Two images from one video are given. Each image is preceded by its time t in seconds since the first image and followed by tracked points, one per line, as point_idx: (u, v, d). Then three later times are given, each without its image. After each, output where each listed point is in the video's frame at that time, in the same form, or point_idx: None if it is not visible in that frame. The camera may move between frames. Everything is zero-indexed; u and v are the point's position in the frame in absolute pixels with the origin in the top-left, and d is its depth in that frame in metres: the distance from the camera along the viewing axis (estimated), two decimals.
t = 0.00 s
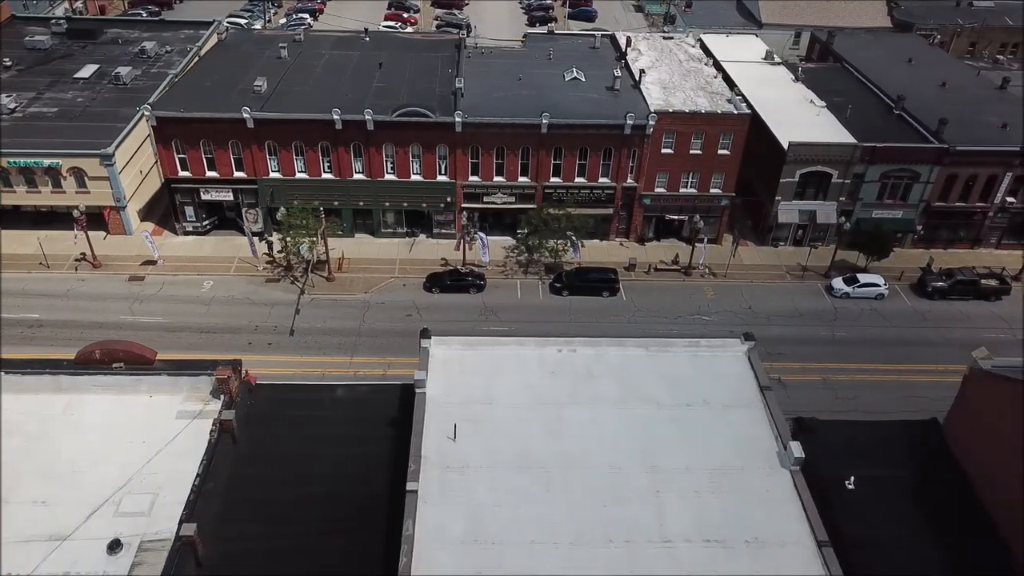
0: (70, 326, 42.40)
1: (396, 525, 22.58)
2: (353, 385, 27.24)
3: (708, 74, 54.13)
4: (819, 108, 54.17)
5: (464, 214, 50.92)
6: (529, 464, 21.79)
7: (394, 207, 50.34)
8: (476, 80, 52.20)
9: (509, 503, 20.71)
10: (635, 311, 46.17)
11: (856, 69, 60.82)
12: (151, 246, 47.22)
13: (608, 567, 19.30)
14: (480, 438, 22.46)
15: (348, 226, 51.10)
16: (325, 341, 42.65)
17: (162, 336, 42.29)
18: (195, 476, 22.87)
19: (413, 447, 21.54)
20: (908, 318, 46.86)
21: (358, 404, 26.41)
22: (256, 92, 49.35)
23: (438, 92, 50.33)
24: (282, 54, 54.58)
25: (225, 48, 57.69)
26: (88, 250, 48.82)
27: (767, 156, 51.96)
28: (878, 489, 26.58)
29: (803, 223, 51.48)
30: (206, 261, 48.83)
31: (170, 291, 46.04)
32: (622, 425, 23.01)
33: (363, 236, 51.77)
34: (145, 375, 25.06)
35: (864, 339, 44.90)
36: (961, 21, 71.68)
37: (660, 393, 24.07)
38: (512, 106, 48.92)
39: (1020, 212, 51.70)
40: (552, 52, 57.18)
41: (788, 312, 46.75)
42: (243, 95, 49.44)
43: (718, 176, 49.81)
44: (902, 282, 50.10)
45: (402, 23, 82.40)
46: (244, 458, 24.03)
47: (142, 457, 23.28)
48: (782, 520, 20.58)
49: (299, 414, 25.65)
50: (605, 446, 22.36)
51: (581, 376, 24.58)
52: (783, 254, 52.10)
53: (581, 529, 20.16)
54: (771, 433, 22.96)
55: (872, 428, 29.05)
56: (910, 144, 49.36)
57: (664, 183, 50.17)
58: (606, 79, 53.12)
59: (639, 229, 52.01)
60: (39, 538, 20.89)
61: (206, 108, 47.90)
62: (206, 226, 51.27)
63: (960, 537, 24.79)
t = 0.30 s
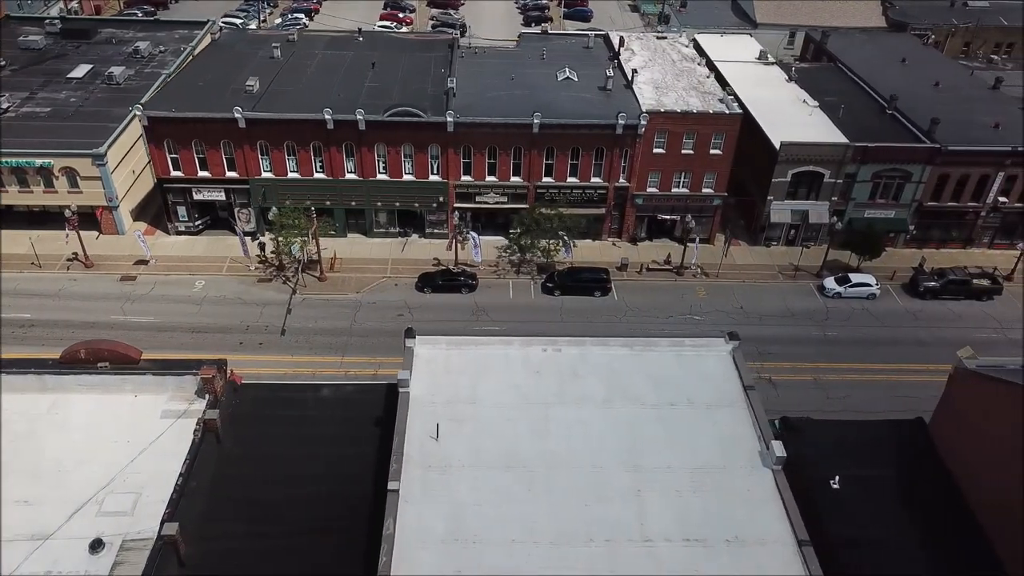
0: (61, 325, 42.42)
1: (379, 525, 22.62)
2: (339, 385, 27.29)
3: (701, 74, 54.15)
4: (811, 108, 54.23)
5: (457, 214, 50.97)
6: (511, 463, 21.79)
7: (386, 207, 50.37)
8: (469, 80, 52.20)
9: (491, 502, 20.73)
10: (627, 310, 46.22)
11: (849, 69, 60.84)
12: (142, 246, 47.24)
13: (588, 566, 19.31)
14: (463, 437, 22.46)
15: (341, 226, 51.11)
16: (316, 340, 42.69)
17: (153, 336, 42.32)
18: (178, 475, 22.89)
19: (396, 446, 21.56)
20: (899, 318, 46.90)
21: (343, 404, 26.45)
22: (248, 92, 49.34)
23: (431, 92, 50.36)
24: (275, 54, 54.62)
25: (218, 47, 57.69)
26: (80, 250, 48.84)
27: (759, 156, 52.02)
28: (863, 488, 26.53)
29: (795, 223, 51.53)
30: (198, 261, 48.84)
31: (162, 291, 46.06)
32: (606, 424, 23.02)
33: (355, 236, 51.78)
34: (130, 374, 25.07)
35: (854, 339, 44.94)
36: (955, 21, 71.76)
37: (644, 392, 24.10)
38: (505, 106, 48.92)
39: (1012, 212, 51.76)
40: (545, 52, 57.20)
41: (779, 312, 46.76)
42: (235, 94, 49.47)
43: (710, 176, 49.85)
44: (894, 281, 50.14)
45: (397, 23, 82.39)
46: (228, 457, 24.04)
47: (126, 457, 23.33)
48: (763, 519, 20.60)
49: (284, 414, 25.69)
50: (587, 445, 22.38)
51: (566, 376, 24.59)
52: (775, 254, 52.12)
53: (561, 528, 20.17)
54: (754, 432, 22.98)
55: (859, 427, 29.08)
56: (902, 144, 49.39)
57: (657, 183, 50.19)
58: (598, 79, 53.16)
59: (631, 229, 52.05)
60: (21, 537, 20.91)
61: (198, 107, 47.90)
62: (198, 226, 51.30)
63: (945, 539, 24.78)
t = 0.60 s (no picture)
0: (52, 325, 42.41)
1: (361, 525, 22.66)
2: (324, 385, 27.34)
3: (693, 74, 54.19)
4: (804, 108, 54.28)
5: (449, 214, 51.01)
6: (494, 463, 21.82)
7: (379, 207, 50.40)
8: (461, 80, 52.20)
9: (472, 502, 20.75)
10: (618, 310, 46.23)
11: (843, 69, 60.86)
12: (134, 246, 47.24)
13: (568, 565, 19.34)
14: (446, 436, 22.49)
15: (333, 225, 51.13)
16: (307, 340, 42.69)
17: (145, 336, 42.32)
18: (162, 474, 22.93)
19: (378, 445, 21.60)
20: (891, 317, 46.93)
21: (328, 404, 26.50)
22: (240, 92, 49.38)
23: (423, 91, 50.38)
24: (268, 54, 54.64)
25: (211, 47, 57.67)
26: (72, 250, 48.81)
27: (751, 156, 52.09)
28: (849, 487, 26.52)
29: (787, 222, 51.56)
30: (190, 261, 48.84)
31: (154, 291, 46.06)
32: (589, 424, 23.06)
33: (348, 235, 51.79)
34: (116, 373, 25.08)
35: (845, 339, 44.97)
36: (950, 21, 71.78)
37: (627, 391, 24.15)
38: (497, 106, 48.94)
39: (1004, 212, 51.81)
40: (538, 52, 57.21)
41: (771, 312, 46.76)
42: (227, 94, 49.49)
43: (702, 175, 49.89)
44: (886, 281, 50.17)
45: (393, 23, 82.39)
46: (212, 457, 24.06)
47: (110, 456, 23.37)
48: (743, 518, 20.64)
49: (269, 413, 25.73)
50: (570, 444, 22.42)
51: (550, 375, 24.62)
52: (767, 253, 52.15)
53: (542, 527, 20.20)
54: (736, 431, 23.02)
55: (845, 426, 29.11)
56: (894, 144, 49.44)
57: (649, 183, 50.25)
58: (591, 78, 53.19)
59: (623, 229, 52.09)
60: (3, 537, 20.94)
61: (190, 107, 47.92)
62: (191, 226, 51.33)
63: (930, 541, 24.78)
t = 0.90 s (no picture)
0: (44, 324, 42.43)
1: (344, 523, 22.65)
2: (310, 384, 27.35)
3: (686, 73, 54.24)
4: (796, 108, 54.37)
5: (441, 213, 51.04)
6: (475, 461, 21.87)
7: (371, 207, 50.43)
8: (453, 79, 52.25)
9: (453, 500, 20.81)
10: (609, 309, 46.30)
11: (836, 69, 60.90)
12: (126, 246, 47.26)
13: (548, 563, 19.40)
14: (429, 435, 22.51)
15: (325, 225, 51.17)
16: (298, 340, 42.72)
17: (136, 335, 42.37)
18: (145, 473, 22.98)
19: (360, 444, 21.65)
20: (882, 317, 46.98)
21: (313, 403, 26.49)
22: (232, 92, 49.43)
23: (415, 91, 50.43)
24: (261, 54, 54.68)
25: (205, 47, 57.70)
26: (64, 250, 48.83)
27: (743, 155, 52.16)
28: (834, 486, 26.53)
29: (779, 222, 51.62)
30: (182, 261, 48.85)
31: (145, 290, 46.09)
32: (572, 423, 23.09)
33: (340, 235, 51.80)
34: (101, 372, 25.27)
35: (836, 338, 45.03)
36: (944, 21, 71.82)
37: (610, 390, 24.19)
38: (488, 106, 48.98)
39: (996, 212, 51.89)
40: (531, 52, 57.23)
41: (762, 312, 46.81)
42: (219, 94, 49.54)
43: (694, 175, 49.95)
44: (877, 281, 50.23)
45: (388, 23, 82.41)
46: (197, 456, 24.09)
47: (94, 455, 23.43)
48: (724, 517, 20.69)
49: (253, 412, 25.73)
50: (552, 443, 22.48)
51: (534, 374, 24.66)
52: (759, 253, 52.20)
53: (523, 526, 20.25)
54: (719, 430, 23.06)
55: (831, 425, 29.09)
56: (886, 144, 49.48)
57: (640, 182, 50.32)
58: (583, 78, 53.24)
59: (615, 228, 52.16)
60: None
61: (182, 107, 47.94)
62: (183, 226, 51.39)
63: (912, 538, 24.85)
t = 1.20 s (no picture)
0: (35, 323, 42.44)
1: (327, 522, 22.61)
2: (296, 382, 27.38)
3: (678, 73, 54.28)
4: (789, 107, 54.43)
5: (433, 213, 51.07)
6: (458, 459, 21.89)
7: (363, 206, 50.46)
8: (446, 79, 52.31)
9: (435, 498, 20.81)
10: (601, 309, 46.36)
11: (829, 68, 60.98)
12: (118, 245, 47.30)
13: (528, 561, 19.42)
14: (412, 434, 22.53)
15: (317, 224, 51.21)
16: (289, 339, 42.76)
17: (127, 335, 42.41)
18: (129, 472, 23.02)
19: (342, 443, 21.66)
20: (873, 316, 47.05)
21: (298, 401, 26.50)
22: (224, 91, 49.46)
23: (407, 91, 50.46)
24: (254, 53, 54.72)
25: (198, 46, 57.75)
26: (56, 250, 48.85)
27: (735, 155, 52.24)
28: (819, 485, 26.49)
29: (771, 221, 51.68)
30: (175, 261, 48.88)
31: (137, 290, 46.13)
32: (555, 421, 23.11)
33: (332, 234, 51.86)
34: (86, 372, 25.24)
35: (827, 337, 45.09)
36: (938, 20, 71.86)
37: (594, 389, 24.22)
38: (480, 106, 49.03)
39: (988, 212, 51.96)
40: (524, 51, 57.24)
41: (754, 311, 46.87)
42: (211, 93, 49.55)
43: (686, 175, 50.02)
44: (869, 280, 50.28)
45: (383, 22, 82.45)
46: (182, 454, 24.12)
47: (78, 454, 23.51)
48: (705, 514, 20.73)
49: (239, 411, 25.75)
50: (535, 441, 22.50)
51: (518, 373, 24.68)
52: (751, 253, 52.25)
53: (504, 524, 20.26)
54: (702, 428, 23.10)
55: (818, 423, 29.08)
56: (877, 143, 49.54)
57: (632, 182, 50.40)
58: (575, 78, 53.28)
59: (608, 228, 52.23)
60: None
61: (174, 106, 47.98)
62: (175, 226, 51.40)
63: (896, 535, 24.81)
